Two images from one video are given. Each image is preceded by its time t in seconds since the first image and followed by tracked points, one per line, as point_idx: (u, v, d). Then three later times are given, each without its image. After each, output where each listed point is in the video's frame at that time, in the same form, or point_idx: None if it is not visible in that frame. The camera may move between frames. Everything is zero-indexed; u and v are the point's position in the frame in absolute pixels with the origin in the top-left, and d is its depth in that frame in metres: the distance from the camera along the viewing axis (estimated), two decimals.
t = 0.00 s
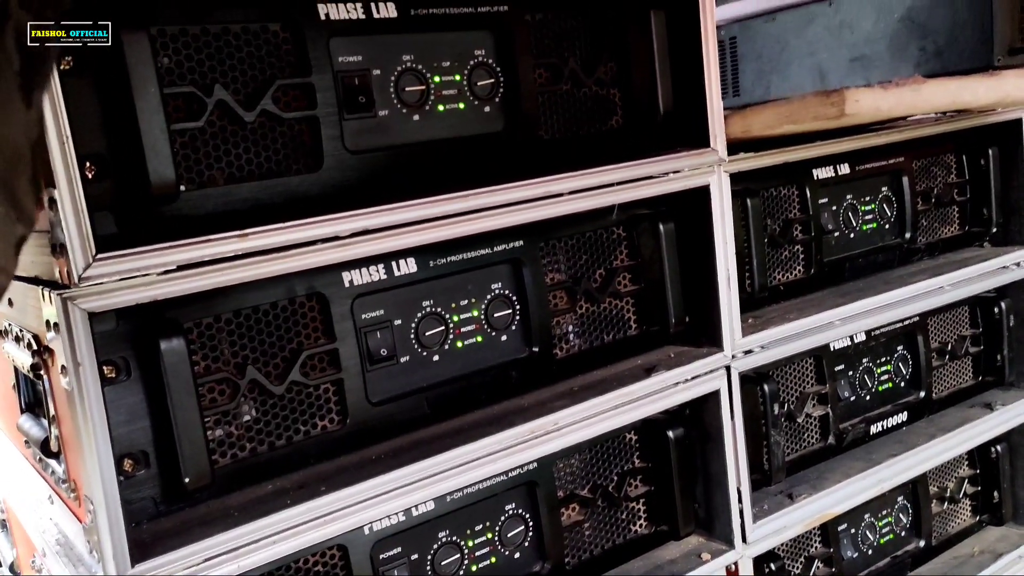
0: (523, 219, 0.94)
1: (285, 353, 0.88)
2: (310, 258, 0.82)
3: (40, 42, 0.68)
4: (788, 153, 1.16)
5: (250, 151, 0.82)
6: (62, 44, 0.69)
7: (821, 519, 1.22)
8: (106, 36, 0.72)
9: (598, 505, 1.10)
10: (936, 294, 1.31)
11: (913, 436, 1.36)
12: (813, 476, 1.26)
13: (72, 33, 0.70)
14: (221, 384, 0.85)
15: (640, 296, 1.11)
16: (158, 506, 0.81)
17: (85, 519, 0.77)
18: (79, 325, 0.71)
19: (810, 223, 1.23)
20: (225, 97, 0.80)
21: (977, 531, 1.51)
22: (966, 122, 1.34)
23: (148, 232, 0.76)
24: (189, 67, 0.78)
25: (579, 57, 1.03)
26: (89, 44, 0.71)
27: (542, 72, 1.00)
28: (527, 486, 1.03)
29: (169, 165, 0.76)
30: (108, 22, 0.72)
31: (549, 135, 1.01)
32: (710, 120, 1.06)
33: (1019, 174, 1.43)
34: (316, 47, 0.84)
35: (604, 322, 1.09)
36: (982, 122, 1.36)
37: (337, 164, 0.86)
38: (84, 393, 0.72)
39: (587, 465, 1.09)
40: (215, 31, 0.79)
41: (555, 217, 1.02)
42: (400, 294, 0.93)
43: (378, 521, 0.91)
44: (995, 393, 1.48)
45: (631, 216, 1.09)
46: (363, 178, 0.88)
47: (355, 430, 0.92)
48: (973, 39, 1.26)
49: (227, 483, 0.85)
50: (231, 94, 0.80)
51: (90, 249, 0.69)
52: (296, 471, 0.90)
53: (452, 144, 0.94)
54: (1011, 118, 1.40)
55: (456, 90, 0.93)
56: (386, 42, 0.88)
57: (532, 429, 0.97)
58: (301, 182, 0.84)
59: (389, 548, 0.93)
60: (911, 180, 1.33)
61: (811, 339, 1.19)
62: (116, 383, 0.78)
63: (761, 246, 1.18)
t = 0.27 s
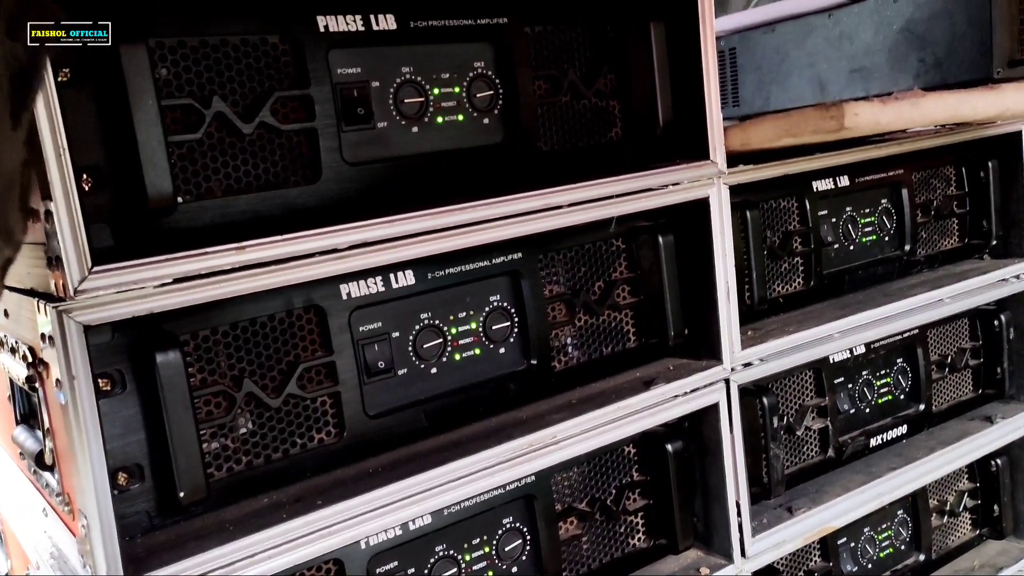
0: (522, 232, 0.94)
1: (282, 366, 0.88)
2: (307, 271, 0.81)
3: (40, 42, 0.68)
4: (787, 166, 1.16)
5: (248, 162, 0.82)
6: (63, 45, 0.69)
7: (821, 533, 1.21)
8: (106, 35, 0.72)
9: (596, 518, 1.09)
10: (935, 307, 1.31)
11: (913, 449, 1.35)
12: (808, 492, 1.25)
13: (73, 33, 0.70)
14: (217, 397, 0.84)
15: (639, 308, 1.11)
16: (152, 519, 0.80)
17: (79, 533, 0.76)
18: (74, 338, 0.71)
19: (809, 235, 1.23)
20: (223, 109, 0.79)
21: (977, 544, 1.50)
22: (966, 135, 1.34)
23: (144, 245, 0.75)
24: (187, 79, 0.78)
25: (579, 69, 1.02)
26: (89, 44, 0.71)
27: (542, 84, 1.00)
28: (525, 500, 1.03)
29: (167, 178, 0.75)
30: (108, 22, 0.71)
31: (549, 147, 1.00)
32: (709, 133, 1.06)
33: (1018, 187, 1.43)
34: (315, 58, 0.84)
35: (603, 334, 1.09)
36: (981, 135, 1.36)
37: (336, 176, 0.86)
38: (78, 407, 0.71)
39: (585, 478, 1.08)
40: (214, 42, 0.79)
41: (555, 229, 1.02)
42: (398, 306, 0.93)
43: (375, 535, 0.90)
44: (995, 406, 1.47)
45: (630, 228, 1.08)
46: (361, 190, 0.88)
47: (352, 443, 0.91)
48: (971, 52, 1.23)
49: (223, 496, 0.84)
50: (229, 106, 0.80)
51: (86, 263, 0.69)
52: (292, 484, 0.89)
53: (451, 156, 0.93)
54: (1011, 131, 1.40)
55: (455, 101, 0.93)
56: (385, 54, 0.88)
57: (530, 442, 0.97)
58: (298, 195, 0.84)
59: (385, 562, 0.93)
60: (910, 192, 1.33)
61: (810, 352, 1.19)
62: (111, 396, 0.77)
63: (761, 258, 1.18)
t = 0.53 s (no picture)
0: (521, 243, 0.94)
1: (279, 377, 0.87)
2: (305, 282, 0.81)
3: (40, 42, 0.67)
4: (787, 176, 1.15)
5: (246, 173, 0.81)
6: (62, 45, 0.69)
7: (821, 545, 1.20)
8: (106, 35, 0.71)
9: (594, 530, 1.09)
10: (935, 318, 1.31)
11: (913, 460, 1.35)
12: (812, 503, 1.25)
13: (73, 33, 0.69)
14: (214, 408, 0.83)
15: (639, 319, 1.10)
16: (147, 532, 0.80)
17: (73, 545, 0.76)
18: (70, 350, 0.71)
19: (810, 245, 1.23)
20: (220, 120, 0.79)
21: (977, 556, 1.49)
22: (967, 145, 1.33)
23: (141, 256, 0.75)
24: (185, 89, 0.78)
25: (579, 79, 1.02)
26: (89, 44, 0.71)
27: (542, 94, 0.99)
28: (523, 511, 1.02)
29: (164, 190, 0.75)
30: (108, 22, 0.71)
31: (548, 157, 1.00)
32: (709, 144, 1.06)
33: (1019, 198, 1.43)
34: (314, 69, 0.83)
35: (602, 345, 1.08)
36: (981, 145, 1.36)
37: (334, 186, 0.85)
38: (74, 419, 0.71)
39: (584, 489, 1.08)
40: (212, 52, 0.79)
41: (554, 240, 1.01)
42: (396, 317, 0.93)
43: (372, 547, 0.89)
44: (996, 417, 1.47)
45: (630, 239, 1.08)
46: (360, 201, 0.87)
47: (349, 455, 0.91)
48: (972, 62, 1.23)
49: (218, 508, 0.84)
50: (227, 117, 0.80)
51: (82, 276, 0.69)
52: (288, 496, 0.88)
53: (450, 166, 0.93)
54: (1012, 141, 1.40)
55: (455, 112, 0.93)
56: (384, 64, 0.88)
57: (528, 454, 0.96)
58: (296, 205, 0.83)
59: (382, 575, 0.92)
60: (911, 202, 1.33)
61: (810, 363, 1.18)
62: (107, 407, 0.77)
63: (761, 269, 1.17)
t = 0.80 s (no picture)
0: (520, 252, 0.92)
1: (275, 387, 0.86)
2: (301, 291, 0.80)
3: (40, 42, 0.68)
4: (790, 183, 1.14)
5: (242, 181, 0.80)
6: (62, 45, 0.69)
7: (823, 556, 1.19)
8: (106, 35, 0.71)
9: (594, 541, 1.07)
10: (938, 326, 1.29)
11: (916, 470, 1.33)
12: (812, 513, 1.24)
13: (72, 33, 0.69)
14: (209, 418, 0.82)
15: (639, 328, 1.09)
16: (140, 544, 0.78)
17: (65, 558, 0.75)
18: (62, 360, 0.69)
19: (812, 253, 1.22)
20: (217, 127, 0.78)
21: (980, 566, 1.48)
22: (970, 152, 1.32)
23: (135, 265, 0.74)
24: (180, 95, 0.77)
25: (580, 86, 1.01)
26: (89, 44, 0.70)
27: (542, 101, 0.98)
28: (522, 522, 1.01)
29: (159, 198, 0.74)
30: (108, 22, 0.71)
31: (548, 165, 0.99)
32: (711, 152, 1.05)
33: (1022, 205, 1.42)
34: (312, 75, 0.83)
35: (602, 354, 1.07)
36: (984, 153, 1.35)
37: (332, 194, 0.84)
38: (65, 431, 0.70)
39: (584, 500, 1.06)
40: (208, 59, 0.78)
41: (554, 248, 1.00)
42: (394, 326, 0.91)
43: (369, 559, 0.88)
44: (999, 427, 1.45)
45: (630, 247, 1.07)
46: (358, 209, 0.86)
47: (346, 466, 0.90)
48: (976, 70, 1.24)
49: (213, 519, 0.82)
50: (223, 124, 0.79)
51: (74, 285, 0.68)
52: (284, 508, 0.87)
53: (450, 174, 0.92)
54: (1015, 149, 1.39)
55: (454, 118, 0.92)
56: (383, 71, 0.87)
57: (528, 465, 0.95)
58: (294, 213, 0.82)
59: None
60: (913, 210, 1.32)
61: (812, 373, 1.17)
62: (99, 418, 0.75)
63: (763, 277, 1.16)
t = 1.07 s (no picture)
0: (523, 252, 0.93)
1: (278, 385, 0.86)
2: (304, 289, 0.80)
3: (40, 42, 0.67)
4: (793, 186, 1.14)
5: (247, 179, 0.81)
6: (63, 45, 0.68)
7: (824, 558, 1.19)
8: (106, 35, 0.71)
9: (595, 542, 1.07)
10: (940, 330, 1.29)
11: (918, 473, 1.33)
12: (814, 515, 1.24)
13: (73, 33, 0.69)
14: (211, 416, 0.82)
15: (641, 329, 1.09)
16: (142, 540, 0.79)
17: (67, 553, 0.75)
18: (65, 356, 0.70)
19: (814, 256, 1.22)
20: (221, 125, 0.78)
21: (981, 571, 1.48)
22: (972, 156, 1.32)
23: (140, 262, 0.74)
24: (185, 93, 0.77)
25: (583, 87, 1.01)
26: (89, 44, 0.70)
27: (545, 102, 0.99)
28: (523, 522, 1.01)
29: (163, 196, 0.74)
30: (108, 22, 0.71)
31: (551, 165, 0.99)
32: (714, 154, 1.05)
33: None
34: (316, 75, 0.83)
35: (604, 355, 1.07)
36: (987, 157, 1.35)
37: (335, 193, 0.85)
38: (68, 426, 0.70)
39: (585, 500, 1.06)
40: (213, 58, 0.78)
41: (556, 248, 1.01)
42: (396, 325, 0.92)
43: (370, 558, 0.88)
44: (1000, 431, 1.45)
45: (633, 248, 1.07)
46: (361, 208, 0.86)
47: (348, 464, 0.90)
48: (979, 74, 1.25)
49: (215, 516, 0.83)
50: (227, 122, 0.79)
51: (78, 281, 0.68)
52: (286, 505, 0.87)
53: (453, 174, 0.92)
54: (1017, 153, 1.39)
55: (457, 119, 0.92)
56: (387, 71, 0.87)
57: (529, 464, 0.95)
58: (297, 212, 0.82)
59: None
60: (916, 214, 1.32)
61: (813, 375, 1.17)
62: (103, 414, 0.75)
63: (765, 280, 1.16)
